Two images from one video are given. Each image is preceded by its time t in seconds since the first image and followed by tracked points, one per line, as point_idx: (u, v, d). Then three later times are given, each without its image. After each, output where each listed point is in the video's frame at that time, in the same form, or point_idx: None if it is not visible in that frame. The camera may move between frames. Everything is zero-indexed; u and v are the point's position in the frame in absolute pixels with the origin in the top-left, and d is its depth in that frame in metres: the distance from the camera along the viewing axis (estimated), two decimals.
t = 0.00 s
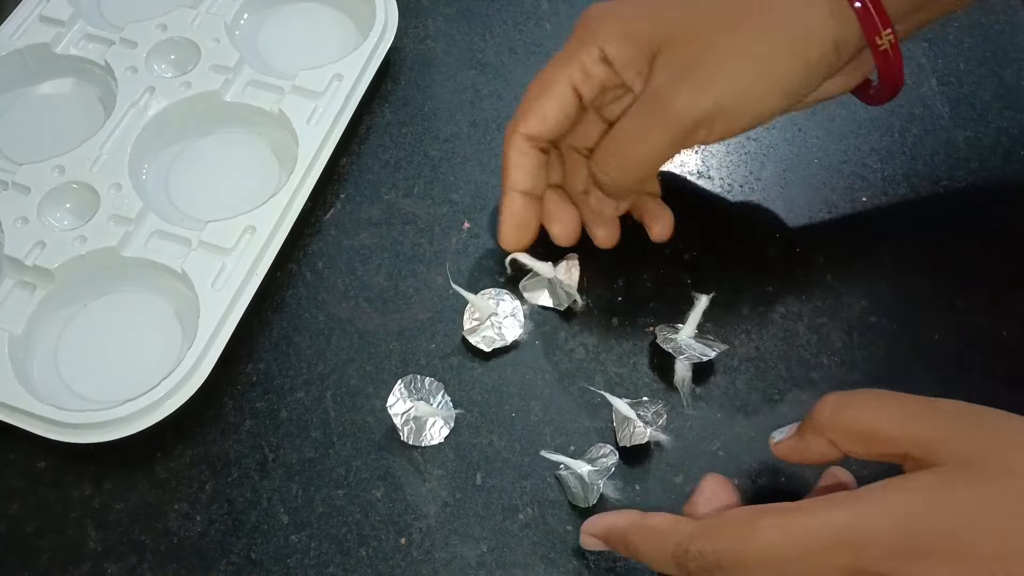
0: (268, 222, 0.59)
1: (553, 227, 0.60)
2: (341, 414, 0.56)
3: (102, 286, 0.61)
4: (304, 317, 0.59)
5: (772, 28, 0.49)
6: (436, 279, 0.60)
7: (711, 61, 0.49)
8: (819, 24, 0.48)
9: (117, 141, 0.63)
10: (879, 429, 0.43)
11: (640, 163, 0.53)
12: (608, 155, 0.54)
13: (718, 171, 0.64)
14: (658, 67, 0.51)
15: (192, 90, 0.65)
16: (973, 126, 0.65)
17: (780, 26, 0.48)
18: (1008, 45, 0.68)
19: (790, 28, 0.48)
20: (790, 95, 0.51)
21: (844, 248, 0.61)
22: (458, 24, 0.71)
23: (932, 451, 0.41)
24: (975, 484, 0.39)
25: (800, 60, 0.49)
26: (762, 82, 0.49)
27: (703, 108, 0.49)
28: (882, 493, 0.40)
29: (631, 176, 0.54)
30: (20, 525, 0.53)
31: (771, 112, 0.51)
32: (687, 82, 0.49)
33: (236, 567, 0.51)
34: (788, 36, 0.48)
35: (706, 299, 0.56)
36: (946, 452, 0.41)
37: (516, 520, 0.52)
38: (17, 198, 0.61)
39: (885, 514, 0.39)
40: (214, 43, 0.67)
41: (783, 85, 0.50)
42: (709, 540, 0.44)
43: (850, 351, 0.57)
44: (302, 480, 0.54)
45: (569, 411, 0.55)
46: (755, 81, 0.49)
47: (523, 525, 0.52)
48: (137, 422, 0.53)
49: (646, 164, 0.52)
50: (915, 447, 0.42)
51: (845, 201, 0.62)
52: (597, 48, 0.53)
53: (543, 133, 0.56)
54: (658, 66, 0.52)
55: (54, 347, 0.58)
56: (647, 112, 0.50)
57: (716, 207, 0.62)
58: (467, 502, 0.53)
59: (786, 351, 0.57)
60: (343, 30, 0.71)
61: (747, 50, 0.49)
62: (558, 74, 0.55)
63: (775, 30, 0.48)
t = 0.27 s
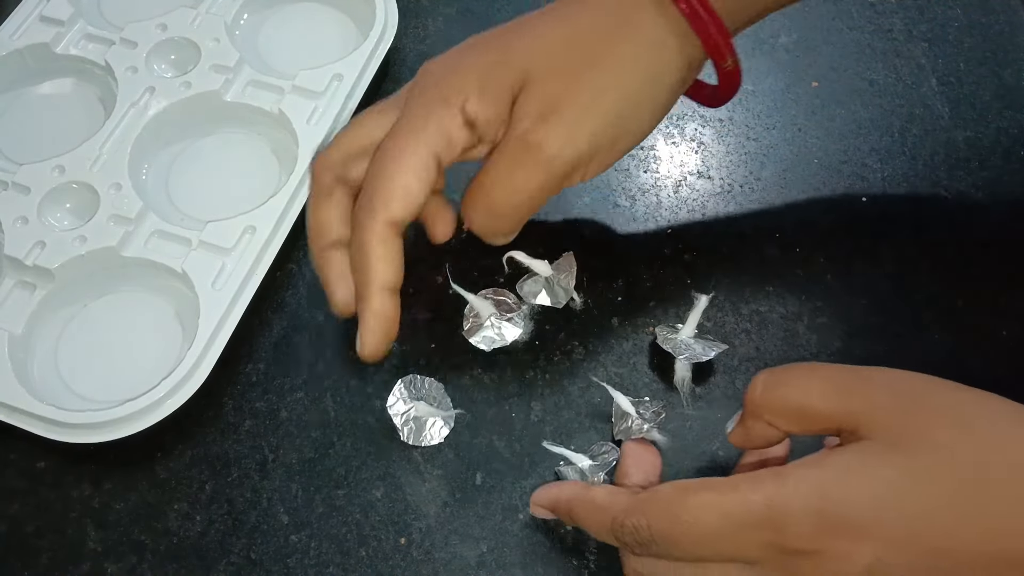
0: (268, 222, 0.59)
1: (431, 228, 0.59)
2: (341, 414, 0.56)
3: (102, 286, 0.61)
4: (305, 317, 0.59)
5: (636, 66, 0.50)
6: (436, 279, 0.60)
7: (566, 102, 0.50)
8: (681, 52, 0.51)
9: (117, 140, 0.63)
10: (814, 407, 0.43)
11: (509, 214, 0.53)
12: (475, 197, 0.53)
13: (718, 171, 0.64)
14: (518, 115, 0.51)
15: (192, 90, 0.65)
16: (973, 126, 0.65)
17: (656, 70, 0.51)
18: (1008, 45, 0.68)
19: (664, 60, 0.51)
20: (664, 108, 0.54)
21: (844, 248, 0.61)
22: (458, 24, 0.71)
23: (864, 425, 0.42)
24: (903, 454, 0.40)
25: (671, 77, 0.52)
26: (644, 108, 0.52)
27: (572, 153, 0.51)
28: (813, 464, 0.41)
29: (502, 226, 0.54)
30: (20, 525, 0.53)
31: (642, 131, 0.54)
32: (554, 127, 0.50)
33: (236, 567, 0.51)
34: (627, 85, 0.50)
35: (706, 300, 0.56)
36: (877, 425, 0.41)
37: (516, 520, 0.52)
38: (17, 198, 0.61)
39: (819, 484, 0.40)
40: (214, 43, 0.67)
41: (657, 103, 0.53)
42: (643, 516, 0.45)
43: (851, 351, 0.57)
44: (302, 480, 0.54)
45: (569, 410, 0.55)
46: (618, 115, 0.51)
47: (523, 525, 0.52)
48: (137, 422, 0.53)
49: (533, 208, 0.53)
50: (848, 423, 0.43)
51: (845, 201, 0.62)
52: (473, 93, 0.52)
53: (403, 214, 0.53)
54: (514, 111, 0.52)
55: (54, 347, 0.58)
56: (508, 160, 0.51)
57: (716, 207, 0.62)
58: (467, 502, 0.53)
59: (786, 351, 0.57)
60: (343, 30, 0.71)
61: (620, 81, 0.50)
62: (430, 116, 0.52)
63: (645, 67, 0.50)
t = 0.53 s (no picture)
0: (268, 222, 0.59)
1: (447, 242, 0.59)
2: (341, 414, 0.56)
3: (102, 286, 0.61)
4: (304, 317, 0.59)
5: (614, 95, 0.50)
6: (436, 279, 0.60)
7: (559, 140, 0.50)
8: (660, 78, 0.51)
9: (117, 141, 0.63)
10: (764, 417, 0.42)
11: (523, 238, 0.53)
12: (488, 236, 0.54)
13: (717, 171, 0.64)
14: (514, 150, 0.52)
15: (191, 90, 0.65)
16: (973, 125, 0.65)
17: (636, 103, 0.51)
18: (1008, 45, 0.68)
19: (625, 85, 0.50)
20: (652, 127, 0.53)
21: (844, 248, 0.60)
22: (458, 23, 0.71)
23: (813, 439, 0.41)
24: (859, 475, 0.39)
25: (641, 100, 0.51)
26: (620, 144, 0.51)
27: (577, 175, 0.50)
28: (772, 487, 0.40)
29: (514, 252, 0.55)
30: (20, 525, 0.53)
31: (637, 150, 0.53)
32: (554, 157, 0.50)
33: (236, 567, 0.51)
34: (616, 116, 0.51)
35: (707, 299, 0.56)
36: (832, 444, 0.40)
37: (516, 520, 0.52)
38: (17, 198, 0.61)
39: (774, 510, 0.40)
40: (214, 43, 0.67)
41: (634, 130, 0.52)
42: (599, 533, 0.45)
43: (851, 351, 0.57)
44: (302, 480, 0.54)
45: (569, 410, 0.55)
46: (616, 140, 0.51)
47: (523, 525, 0.52)
48: (137, 422, 0.53)
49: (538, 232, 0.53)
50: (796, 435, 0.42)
51: (846, 201, 0.62)
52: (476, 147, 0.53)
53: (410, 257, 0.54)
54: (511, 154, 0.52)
55: (54, 347, 0.58)
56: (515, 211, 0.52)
57: (715, 207, 0.62)
58: (467, 502, 0.53)
59: (787, 350, 0.57)
60: (343, 30, 0.71)
61: (596, 109, 0.50)
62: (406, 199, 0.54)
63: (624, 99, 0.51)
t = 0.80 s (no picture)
0: (268, 222, 0.59)
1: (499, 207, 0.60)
2: (341, 414, 0.56)
3: (102, 286, 0.61)
4: (304, 317, 0.59)
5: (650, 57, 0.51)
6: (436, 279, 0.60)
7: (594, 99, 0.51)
8: (698, 44, 0.52)
9: (117, 141, 0.63)
10: (781, 437, 0.41)
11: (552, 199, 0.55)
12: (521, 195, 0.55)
13: (717, 171, 0.64)
14: (549, 117, 0.53)
15: (192, 90, 0.65)
16: (973, 125, 0.65)
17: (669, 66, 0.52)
18: (1008, 45, 0.68)
19: (662, 46, 0.51)
20: (690, 90, 0.54)
21: (844, 248, 0.61)
22: (458, 23, 0.71)
23: (829, 458, 0.40)
24: (876, 495, 0.38)
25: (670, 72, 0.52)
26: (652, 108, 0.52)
27: (611, 138, 0.51)
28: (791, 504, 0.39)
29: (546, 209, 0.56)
30: (20, 525, 0.53)
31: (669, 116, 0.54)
32: (588, 119, 0.51)
33: (236, 567, 0.51)
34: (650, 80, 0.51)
35: (707, 300, 0.56)
36: (850, 461, 0.39)
37: (516, 520, 0.52)
38: (17, 198, 0.61)
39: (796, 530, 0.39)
40: (214, 43, 0.67)
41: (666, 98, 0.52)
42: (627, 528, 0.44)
43: (851, 351, 0.57)
44: (302, 480, 0.54)
45: (569, 410, 0.55)
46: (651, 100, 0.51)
47: (523, 525, 0.52)
48: (137, 422, 0.53)
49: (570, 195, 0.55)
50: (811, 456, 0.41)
51: (846, 201, 0.62)
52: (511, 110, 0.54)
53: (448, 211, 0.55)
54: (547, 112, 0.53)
55: (54, 347, 0.58)
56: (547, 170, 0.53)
57: (715, 207, 0.62)
58: (467, 502, 0.53)
59: (787, 350, 0.57)
60: (343, 30, 0.71)
61: (630, 71, 0.51)
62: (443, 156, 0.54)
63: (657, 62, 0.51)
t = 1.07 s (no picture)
0: (268, 222, 0.59)
1: (555, 153, 0.58)
2: (341, 414, 0.56)
3: (102, 286, 0.61)
4: (304, 317, 0.59)
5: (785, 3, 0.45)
6: (436, 279, 0.60)
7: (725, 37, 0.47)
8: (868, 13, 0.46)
9: (117, 141, 0.64)
10: (989, 468, 0.46)
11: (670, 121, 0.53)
12: (649, 114, 0.53)
13: (718, 171, 0.64)
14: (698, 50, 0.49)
15: (192, 90, 0.65)
16: (973, 125, 0.65)
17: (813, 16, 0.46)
18: (1008, 45, 0.68)
19: (858, 23, 0.47)
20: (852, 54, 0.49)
21: (844, 248, 0.60)
22: (458, 23, 0.71)
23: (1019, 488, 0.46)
24: None
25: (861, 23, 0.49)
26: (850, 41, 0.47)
27: (759, 89, 0.49)
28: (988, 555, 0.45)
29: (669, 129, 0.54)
30: (20, 525, 0.53)
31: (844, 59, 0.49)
32: (736, 64, 0.48)
33: (236, 567, 0.51)
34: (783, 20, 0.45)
35: (706, 299, 0.56)
36: None
37: (516, 520, 0.52)
38: (17, 198, 0.61)
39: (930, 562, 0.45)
40: (214, 43, 0.67)
41: (870, 35, 0.50)
42: None
43: (851, 351, 0.57)
44: (302, 480, 0.54)
45: (569, 410, 0.55)
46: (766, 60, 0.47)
47: (523, 525, 0.52)
48: (137, 423, 0.53)
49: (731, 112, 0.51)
50: (1020, 480, 0.46)
51: (846, 201, 0.62)
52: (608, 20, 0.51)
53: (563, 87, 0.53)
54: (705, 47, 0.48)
55: (54, 347, 0.58)
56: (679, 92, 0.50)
57: (715, 207, 0.62)
58: (467, 502, 0.53)
59: (787, 351, 0.57)
60: (343, 31, 0.71)
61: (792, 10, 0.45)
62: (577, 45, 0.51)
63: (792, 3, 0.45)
